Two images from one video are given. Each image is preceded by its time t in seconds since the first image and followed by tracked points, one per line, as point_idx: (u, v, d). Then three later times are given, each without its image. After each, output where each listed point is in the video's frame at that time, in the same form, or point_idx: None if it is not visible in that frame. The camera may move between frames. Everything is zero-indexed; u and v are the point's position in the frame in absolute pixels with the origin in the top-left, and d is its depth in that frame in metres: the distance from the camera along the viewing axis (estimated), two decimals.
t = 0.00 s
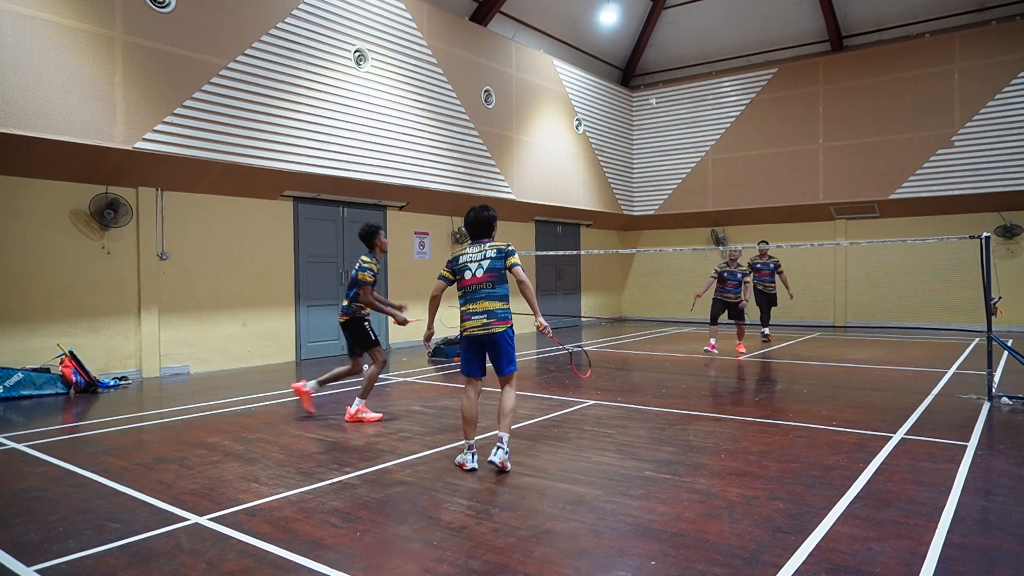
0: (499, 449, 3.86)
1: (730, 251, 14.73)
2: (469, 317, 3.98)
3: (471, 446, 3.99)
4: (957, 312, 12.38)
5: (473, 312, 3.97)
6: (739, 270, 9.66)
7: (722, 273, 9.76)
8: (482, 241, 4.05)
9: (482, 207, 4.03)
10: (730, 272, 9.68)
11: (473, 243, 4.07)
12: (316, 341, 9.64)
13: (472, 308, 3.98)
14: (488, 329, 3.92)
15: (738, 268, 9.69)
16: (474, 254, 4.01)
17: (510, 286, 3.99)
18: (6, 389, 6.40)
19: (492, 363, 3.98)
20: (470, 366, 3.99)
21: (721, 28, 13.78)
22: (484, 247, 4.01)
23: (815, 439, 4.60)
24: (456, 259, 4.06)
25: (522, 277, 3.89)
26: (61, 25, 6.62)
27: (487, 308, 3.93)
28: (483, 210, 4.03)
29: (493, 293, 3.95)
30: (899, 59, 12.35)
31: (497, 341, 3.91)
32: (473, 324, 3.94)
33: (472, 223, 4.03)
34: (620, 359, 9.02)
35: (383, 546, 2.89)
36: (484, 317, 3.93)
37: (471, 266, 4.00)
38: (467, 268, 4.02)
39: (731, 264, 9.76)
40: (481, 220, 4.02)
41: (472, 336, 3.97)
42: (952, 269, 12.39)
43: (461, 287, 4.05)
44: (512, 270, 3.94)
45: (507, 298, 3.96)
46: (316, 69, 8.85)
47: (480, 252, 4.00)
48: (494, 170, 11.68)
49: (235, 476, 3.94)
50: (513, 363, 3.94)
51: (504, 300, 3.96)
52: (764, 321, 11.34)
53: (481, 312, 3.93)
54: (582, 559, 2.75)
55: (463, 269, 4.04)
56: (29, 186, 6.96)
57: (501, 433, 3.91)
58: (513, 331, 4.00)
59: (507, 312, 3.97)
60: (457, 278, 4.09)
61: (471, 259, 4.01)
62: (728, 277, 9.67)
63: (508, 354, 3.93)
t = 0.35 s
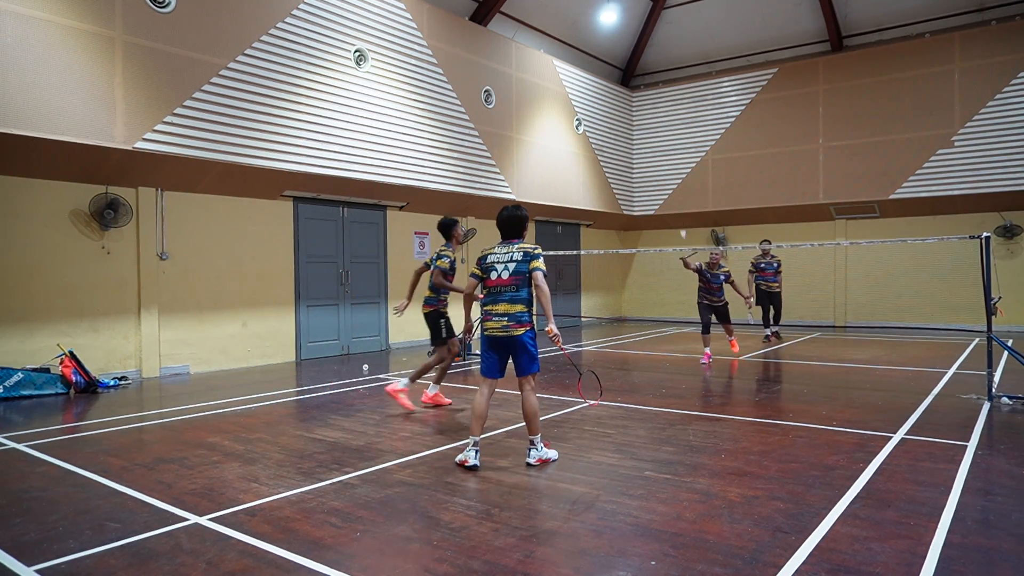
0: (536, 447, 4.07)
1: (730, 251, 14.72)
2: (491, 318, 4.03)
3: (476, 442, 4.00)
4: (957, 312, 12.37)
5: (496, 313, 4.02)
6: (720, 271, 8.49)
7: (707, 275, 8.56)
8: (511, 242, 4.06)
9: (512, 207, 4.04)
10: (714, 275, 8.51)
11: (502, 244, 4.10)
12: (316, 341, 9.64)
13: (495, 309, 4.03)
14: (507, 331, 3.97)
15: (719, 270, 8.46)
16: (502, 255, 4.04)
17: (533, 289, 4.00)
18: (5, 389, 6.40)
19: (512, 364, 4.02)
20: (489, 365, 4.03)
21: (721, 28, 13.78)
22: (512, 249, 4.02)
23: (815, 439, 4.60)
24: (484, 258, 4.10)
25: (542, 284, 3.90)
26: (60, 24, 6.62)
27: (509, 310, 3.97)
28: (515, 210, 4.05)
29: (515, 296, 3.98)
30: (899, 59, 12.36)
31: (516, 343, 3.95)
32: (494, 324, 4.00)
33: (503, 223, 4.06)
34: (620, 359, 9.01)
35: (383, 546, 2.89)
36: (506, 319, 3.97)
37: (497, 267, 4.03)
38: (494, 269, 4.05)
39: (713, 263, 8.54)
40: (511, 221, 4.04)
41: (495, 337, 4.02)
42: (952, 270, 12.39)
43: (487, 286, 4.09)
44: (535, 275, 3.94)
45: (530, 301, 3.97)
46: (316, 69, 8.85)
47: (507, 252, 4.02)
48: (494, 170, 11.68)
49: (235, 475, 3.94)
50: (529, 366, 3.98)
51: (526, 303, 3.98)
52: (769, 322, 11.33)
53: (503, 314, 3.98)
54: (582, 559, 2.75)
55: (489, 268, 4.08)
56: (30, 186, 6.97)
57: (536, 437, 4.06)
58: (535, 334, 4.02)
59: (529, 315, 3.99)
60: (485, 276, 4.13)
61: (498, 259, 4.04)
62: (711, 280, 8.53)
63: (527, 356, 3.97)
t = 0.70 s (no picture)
0: (536, 446, 4.06)
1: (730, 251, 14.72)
2: (500, 314, 4.06)
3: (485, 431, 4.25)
4: (957, 312, 12.37)
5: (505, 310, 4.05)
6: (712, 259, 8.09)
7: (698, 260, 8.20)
8: (526, 241, 4.09)
9: (528, 206, 4.09)
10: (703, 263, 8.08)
11: (516, 242, 4.13)
12: (316, 341, 9.64)
13: (504, 305, 4.06)
14: (515, 328, 4.00)
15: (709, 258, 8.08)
16: (516, 253, 4.06)
17: (544, 290, 4.05)
18: (5, 389, 6.40)
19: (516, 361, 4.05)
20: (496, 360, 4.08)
21: (721, 29, 13.79)
22: (526, 248, 4.07)
23: (816, 439, 4.60)
24: (499, 255, 4.12)
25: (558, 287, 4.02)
26: (59, 24, 6.61)
27: (518, 308, 4.01)
28: (529, 210, 4.08)
29: (526, 295, 4.02)
30: (899, 60, 12.36)
31: (523, 341, 3.98)
32: (502, 321, 4.03)
33: (518, 221, 4.09)
34: (620, 359, 9.00)
35: (383, 546, 2.89)
36: (514, 316, 4.01)
37: (511, 265, 4.06)
38: (506, 267, 4.08)
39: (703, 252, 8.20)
40: (525, 220, 4.07)
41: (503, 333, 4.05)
42: (952, 269, 12.39)
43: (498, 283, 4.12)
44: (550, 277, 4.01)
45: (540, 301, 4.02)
46: (316, 70, 8.85)
47: (522, 252, 4.05)
48: (494, 170, 11.67)
49: (235, 476, 3.94)
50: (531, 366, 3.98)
51: (536, 303, 4.03)
52: (772, 321, 11.29)
53: (512, 312, 4.01)
54: (582, 559, 2.75)
55: (503, 266, 4.09)
56: (30, 186, 6.96)
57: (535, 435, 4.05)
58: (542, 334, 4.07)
59: (537, 315, 4.03)
60: (497, 273, 4.15)
61: (513, 257, 4.06)
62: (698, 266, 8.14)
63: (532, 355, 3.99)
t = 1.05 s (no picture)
0: (533, 440, 4.14)
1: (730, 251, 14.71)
2: (485, 316, 4.06)
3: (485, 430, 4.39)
4: (957, 312, 12.37)
5: (490, 312, 4.06)
6: (692, 258, 8.05)
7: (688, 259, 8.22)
8: (505, 244, 4.10)
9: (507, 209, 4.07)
10: (681, 261, 8.13)
11: (497, 244, 4.13)
12: (316, 341, 9.64)
13: (488, 307, 4.07)
14: (500, 328, 4.00)
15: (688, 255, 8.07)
16: (496, 256, 4.08)
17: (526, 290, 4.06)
18: (5, 389, 6.40)
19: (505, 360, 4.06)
20: (485, 360, 4.08)
21: (721, 29, 13.79)
22: (506, 250, 4.07)
23: (815, 439, 4.60)
24: (479, 258, 4.13)
25: (539, 287, 4.06)
26: (58, 23, 6.60)
27: (502, 309, 4.01)
28: (509, 213, 4.04)
29: (509, 296, 4.02)
30: (899, 60, 12.35)
31: (509, 341, 4.00)
32: (487, 322, 4.04)
33: (497, 225, 4.04)
34: (620, 359, 9.01)
35: (383, 546, 2.89)
36: (499, 317, 4.01)
37: (491, 267, 4.06)
38: (487, 269, 4.08)
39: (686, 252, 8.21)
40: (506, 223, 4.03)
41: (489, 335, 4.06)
42: (952, 270, 12.38)
43: (481, 286, 4.12)
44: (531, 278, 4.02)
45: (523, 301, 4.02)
46: (316, 70, 8.84)
47: (501, 254, 4.07)
48: (494, 170, 11.67)
49: (235, 476, 3.94)
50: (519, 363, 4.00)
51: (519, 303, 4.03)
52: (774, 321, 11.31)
53: (496, 312, 4.01)
54: (582, 559, 2.75)
55: (484, 268, 4.10)
56: (30, 186, 6.97)
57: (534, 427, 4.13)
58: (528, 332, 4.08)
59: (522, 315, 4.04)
60: (478, 276, 4.17)
61: (492, 260, 4.08)
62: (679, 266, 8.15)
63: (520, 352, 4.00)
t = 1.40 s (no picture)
0: (520, 432, 4.17)
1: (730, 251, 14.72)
2: (471, 314, 4.09)
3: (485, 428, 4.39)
4: (957, 312, 12.36)
5: (476, 310, 4.08)
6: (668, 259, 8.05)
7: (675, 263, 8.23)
8: (490, 243, 4.12)
9: (489, 209, 4.08)
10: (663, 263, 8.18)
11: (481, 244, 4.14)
12: (316, 341, 9.64)
13: (474, 305, 4.09)
14: (486, 325, 4.02)
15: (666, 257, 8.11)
16: (480, 254, 4.09)
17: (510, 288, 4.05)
18: (5, 389, 6.40)
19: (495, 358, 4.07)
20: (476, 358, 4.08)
21: (720, 29, 13.79)
22: (489, 249, 4.07)
23: (816, 439, 4.59)
24: (464, 257, 4.15)
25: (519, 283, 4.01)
26: (59, 24, 6.61)
27: (486, 307, 4.02)
28: (493, 213, 4.08)
29: (492, 293, 4.02)
30: (899, 60, 12.35)
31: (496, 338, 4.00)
32: (473, 320, 4.07)
33: (481, 226, 4.08)
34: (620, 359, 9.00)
35: (383, 546, 2.89)
36: (484, 315, 4.03)
37: (475, 265, 4.07)
38: (471, 268, 4.09)
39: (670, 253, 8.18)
40: (489, 223, 4.06)
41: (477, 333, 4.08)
42: (952, 270, 12.38)
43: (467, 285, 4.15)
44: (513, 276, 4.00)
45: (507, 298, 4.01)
46: (316, 70, 8.85)
47: (486, 253, 4.08)
48: (494, 170, 11.67)
49: (235, 476, 3.94)
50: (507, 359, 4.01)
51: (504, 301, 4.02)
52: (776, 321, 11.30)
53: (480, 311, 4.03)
54: (582, 559, 2.75)
55: (470, 267, 4.12)
56: (31, 186, 6.97)
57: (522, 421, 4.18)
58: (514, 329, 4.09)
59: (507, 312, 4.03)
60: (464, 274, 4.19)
61: (477, 258, 4.09)
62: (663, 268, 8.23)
63: (508, 349, 4.01)
